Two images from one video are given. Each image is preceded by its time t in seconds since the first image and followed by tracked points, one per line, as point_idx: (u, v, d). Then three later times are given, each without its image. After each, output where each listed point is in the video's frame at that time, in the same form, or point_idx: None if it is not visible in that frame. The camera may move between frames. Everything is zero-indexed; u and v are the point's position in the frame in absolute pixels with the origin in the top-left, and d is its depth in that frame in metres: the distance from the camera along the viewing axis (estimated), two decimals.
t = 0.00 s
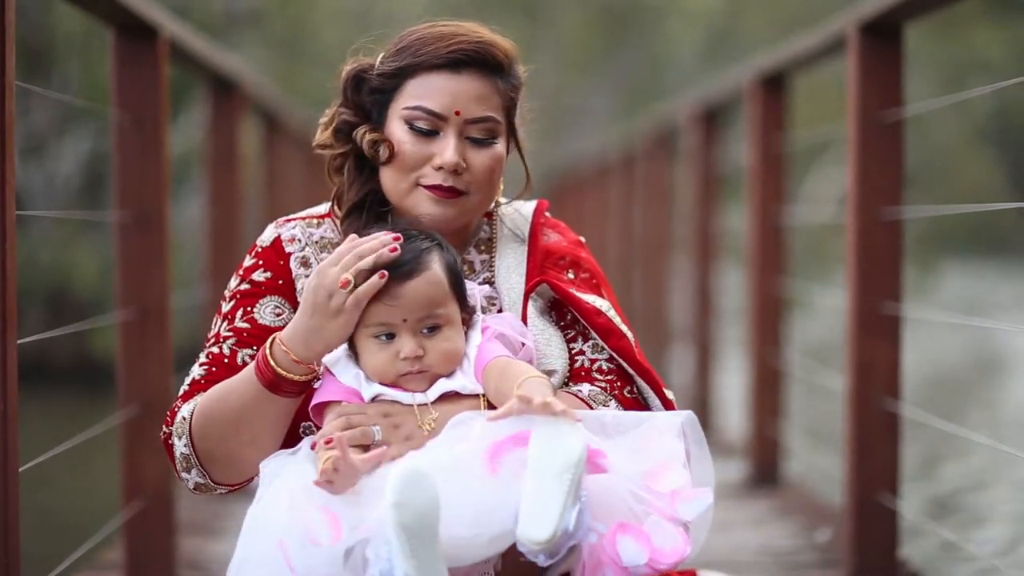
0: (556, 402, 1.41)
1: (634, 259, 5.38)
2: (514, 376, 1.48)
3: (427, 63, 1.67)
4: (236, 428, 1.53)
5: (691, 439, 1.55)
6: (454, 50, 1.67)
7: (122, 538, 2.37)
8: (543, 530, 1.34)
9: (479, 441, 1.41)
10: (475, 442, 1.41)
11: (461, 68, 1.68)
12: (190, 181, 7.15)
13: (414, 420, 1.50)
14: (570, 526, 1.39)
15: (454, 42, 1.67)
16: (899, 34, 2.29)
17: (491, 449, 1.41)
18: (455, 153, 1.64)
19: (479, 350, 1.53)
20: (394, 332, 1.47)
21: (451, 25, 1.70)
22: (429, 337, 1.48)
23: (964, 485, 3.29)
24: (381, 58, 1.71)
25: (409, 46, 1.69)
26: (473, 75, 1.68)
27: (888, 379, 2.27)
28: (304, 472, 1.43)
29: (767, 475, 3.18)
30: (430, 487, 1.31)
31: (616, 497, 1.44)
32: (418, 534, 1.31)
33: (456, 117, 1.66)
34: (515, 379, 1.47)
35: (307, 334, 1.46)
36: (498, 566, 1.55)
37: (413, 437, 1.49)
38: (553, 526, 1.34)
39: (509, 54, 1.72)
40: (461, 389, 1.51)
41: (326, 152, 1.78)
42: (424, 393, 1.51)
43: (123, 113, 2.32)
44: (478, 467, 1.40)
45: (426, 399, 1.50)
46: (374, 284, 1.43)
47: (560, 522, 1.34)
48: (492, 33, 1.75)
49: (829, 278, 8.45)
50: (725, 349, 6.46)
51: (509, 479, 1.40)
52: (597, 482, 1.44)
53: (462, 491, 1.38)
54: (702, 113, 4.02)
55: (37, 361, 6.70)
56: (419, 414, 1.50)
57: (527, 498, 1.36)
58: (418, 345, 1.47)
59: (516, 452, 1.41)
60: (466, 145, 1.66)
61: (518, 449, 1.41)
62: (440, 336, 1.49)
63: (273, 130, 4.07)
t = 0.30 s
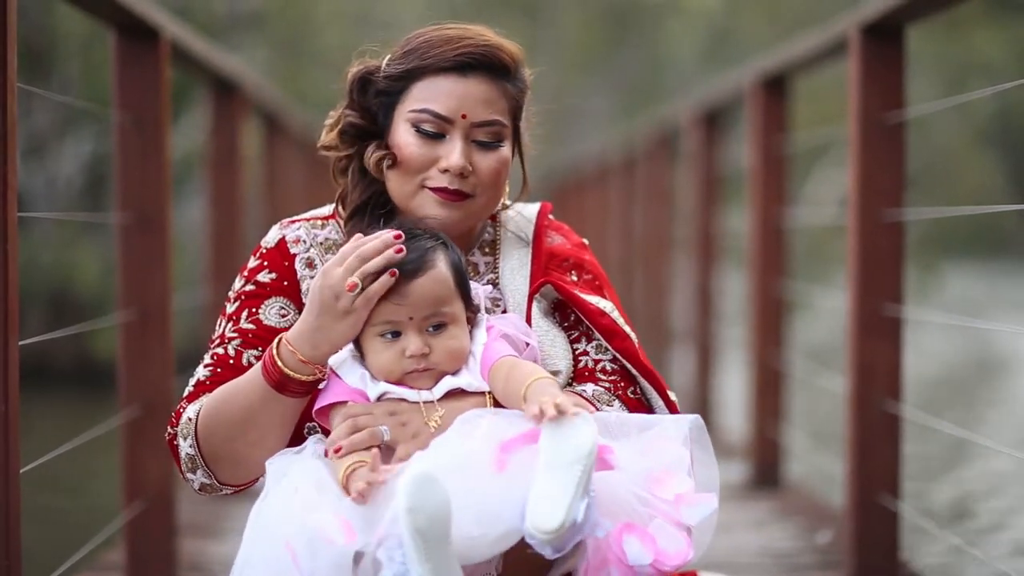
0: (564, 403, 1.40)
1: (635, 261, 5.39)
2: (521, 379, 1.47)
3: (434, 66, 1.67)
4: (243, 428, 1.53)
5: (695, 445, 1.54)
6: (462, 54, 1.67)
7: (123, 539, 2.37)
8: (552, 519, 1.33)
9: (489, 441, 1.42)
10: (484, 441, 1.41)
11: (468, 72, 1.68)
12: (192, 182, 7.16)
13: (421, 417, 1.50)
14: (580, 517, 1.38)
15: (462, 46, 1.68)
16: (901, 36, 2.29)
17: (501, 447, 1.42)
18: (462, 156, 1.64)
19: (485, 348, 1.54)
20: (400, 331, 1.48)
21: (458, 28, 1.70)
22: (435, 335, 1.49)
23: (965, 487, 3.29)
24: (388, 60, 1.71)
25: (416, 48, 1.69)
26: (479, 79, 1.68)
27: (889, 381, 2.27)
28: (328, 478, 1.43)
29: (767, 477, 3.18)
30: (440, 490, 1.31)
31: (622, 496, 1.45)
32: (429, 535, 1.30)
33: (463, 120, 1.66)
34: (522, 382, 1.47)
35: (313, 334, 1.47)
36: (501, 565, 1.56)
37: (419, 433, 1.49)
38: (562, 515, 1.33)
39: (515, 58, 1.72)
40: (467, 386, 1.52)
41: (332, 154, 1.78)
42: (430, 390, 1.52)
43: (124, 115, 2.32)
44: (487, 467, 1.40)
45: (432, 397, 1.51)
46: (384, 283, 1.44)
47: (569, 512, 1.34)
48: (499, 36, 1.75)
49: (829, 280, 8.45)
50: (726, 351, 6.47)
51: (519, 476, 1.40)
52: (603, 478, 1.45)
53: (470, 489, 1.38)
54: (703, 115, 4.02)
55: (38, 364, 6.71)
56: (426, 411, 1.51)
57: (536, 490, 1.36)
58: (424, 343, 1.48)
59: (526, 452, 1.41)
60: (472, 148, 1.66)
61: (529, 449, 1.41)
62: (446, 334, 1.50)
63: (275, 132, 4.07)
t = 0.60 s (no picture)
0: (581, 400, 1.41)
1: (635, 262, 5.39)
2: (530, 369, 1.47)
3: (439, 66, 1.68)
4: (245, 424, 1.54)
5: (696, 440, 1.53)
6: (467, 54, 1.67)
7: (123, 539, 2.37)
8: (554, 499, 1.34)
9: (497, 431, 1.42)
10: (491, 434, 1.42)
11: (473, 72, 1.68)
12: (193, 183, 7.17)
13: (425, 410, 1.50)
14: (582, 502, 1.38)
15: (466, 46, 1.68)
16: (901, 37, 2.29)
17: (510, 438, 1.42)
18: (465, 156, 1.64)
19: (487, 343, 1.54)
20: (404, 325, 1.47)
21: (462, 28, 1.71)
22: (438, 329, 1.48)
23: (965, 489, 3.29)
24: (393, 60, 1.71)
25: (421, 49, 1.69)
26: (484, 79, 1.68)
27: (889, 382, 2.27)
28: (344, 476, 1.43)
29: (767, 478, 3.18)
30: (438, 493, 1.30)
31: (626, 488, 1.45)
32: (431, 537, 1.30)
33: (467, 120, 1.66)
34: (529, 369, 1.47)
35: (316, 330, 1.47)
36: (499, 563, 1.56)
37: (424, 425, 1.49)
38: (564, 496, 1.34)
39: (520, 59, 1.72)
40: (470, 378, 1.52)
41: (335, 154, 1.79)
42: (433, 383, 1.52)
43: (125, 116, 2.32)
44: (495, 457, 1.40)
45: (436, 390, 1.51)
46: (390, 273, 1.44)
47: (571, 494, 1.34)
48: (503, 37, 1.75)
49: (829, 281, 8.46)
50: (726, 353, 6.47)
51: (525, 466, 1.40)
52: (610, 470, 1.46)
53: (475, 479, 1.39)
54: (703, 117, 4.03)
55: (39, 364, 6.71)
56: (430, 404, 1.50)
57: (540, 474, 1.37)
58: (427, 337, 1.48)
59: (534, 443, 1.42)
60: (476, 148, 1.66)
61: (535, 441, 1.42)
62: (450, 329, 1.49)
63: (275, 133, 4.08)
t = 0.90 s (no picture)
0: (576, 381, 1.43)
1: (635, 262, 5.39)
2: (529, 352, 1.48)
3: (438, 67, 1.68)
4: (245, 420, 1.54)
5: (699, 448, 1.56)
6: (466, 55, 1.67)
7: (122, 541, 2.36)
8: (560, 485, 1.33)
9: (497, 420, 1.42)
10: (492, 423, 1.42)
11: (473, 73, 1.68)
12: (192, 184, 7.17)
13: (423, 400, 1.49)
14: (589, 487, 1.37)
15: (466, 47, 1.68)
16: (901, 39, 2.29)
17: (510, 425, 1.42)
18: (465, 157, 1.64)
19: (484, 337, 1.54)
20: (401, 316, 1.47)
21: (462, 29, 1.71)
22: (436, 320, 1.48)
23: (965, 490, 3.29)
24: (393, 61, 1.71)
25: (421, 50, 1.69)
26: (484, 81, 1.68)
27: (889, 383, 2.27)
28: (343, 460, 1.43)
29: (766, 479, 3.18)
30: (424, 489, 1.30)
31: (627, 476, 1.44)
32: (418, 532, 1.30)
33: (467, 121, 1.66)
34: (529, 354, 1.48)
35: (317, 322, 1.48)
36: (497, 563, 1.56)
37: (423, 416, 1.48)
38: (569, 481, 1.33)
39: (520, 60, 1.72)
40: (468, 369, 1.52)
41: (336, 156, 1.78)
42: (431, 375, 1.51)
43: (125, 118, 2.33)
44: (497, 445, 1.40)
45: (434, 380, 1.50)
46: (392, 256, 1.47)
47: (575, 479, 1.33)
48: (503, 38, 1.75)
49: (829, 282, 8.46)
50: (725, 354, 6.47)
51: (527, 453, 1.39)
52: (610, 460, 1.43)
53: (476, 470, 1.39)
54: (702, 118, 4.03)
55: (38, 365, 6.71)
56: (427, 395, 1.49)
57: (542, 460, 1.36)
58: (425, 327, 1.47)
59: (532, 427, 1.41)
60: (476, 149, 1.66)
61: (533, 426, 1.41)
62: (447, 320, 1.49)
63: (275, 134, 4.08)
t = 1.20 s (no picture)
0: (562, 372, 1.46)
1: (632, 265, 5.39)
2: (519, 347, 1.50)
3: (435, 69, 1.68)
4: (238, 421, 1.54)
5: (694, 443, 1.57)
6: (463, 57, 1.68)
7: (120, 544, 2.36)
8: (544, 476, 1.34)
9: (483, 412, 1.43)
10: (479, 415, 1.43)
11: (470, 75, 1.68)
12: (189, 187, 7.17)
13: (420, 400, 1.49)
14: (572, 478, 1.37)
15: (462, 49, 1.68)
16: (897, 42, 2.30)
17: (495, 414, 1.43)
18: (463, 159, 1.64)
19: (479, 340, 1.56)
20: (394, 319, 1.48)
21: (459, 32, 1.71)
22: (429, 322, 1.48)
23: (963, 492, 3.29)
24: (390, 65, 1.71)
25: (418, 53, 1.69)
26: (481, 83, 1.68)
27: (886, 386, 2.27)
28: (339, 455, 1.42)
29: (764, 482, 3.18)
30: (409, 480, 1.30)
31: (617, 468, 1.43)
32: (405, 521, 1.30)
33: (464, 123, 1.66)
34: (521, 349, 1.50)
35: (311, 320, 1.48)
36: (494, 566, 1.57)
37: (420, 415, 1.48)
38: (554, 471, 1.34)
39: (517, 62, 1.72)
40: (465, 370, 1.52)
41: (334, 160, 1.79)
42: (429, 375, 1.51)
43: (122, 121, 2.33)
44: (483, 436, 1.41)
45: (431, 381, 1.50)
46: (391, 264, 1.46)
47: (560, 468, 1.34)
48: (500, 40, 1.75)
49: (826, 285, 8.47)
50: (723, 356, 6.47)
51: (512, 442, 1.40)
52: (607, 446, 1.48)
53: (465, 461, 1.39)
54: (700, 121, 4.03)
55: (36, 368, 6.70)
56: (425, 396, 1.49)
57: (526, 449, 1.37)
58: (419, 328, 1.48)
59: (517, 417, 1.42)
60: (474, 151, 1.66)
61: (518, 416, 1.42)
62: (440, 321, 1.49)
63: (272, 138, 4.08)
